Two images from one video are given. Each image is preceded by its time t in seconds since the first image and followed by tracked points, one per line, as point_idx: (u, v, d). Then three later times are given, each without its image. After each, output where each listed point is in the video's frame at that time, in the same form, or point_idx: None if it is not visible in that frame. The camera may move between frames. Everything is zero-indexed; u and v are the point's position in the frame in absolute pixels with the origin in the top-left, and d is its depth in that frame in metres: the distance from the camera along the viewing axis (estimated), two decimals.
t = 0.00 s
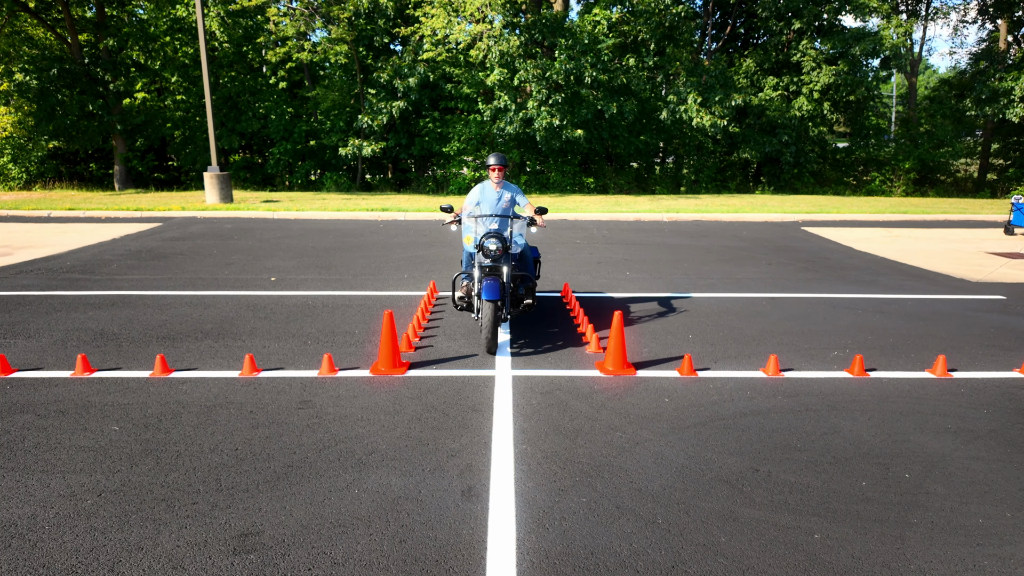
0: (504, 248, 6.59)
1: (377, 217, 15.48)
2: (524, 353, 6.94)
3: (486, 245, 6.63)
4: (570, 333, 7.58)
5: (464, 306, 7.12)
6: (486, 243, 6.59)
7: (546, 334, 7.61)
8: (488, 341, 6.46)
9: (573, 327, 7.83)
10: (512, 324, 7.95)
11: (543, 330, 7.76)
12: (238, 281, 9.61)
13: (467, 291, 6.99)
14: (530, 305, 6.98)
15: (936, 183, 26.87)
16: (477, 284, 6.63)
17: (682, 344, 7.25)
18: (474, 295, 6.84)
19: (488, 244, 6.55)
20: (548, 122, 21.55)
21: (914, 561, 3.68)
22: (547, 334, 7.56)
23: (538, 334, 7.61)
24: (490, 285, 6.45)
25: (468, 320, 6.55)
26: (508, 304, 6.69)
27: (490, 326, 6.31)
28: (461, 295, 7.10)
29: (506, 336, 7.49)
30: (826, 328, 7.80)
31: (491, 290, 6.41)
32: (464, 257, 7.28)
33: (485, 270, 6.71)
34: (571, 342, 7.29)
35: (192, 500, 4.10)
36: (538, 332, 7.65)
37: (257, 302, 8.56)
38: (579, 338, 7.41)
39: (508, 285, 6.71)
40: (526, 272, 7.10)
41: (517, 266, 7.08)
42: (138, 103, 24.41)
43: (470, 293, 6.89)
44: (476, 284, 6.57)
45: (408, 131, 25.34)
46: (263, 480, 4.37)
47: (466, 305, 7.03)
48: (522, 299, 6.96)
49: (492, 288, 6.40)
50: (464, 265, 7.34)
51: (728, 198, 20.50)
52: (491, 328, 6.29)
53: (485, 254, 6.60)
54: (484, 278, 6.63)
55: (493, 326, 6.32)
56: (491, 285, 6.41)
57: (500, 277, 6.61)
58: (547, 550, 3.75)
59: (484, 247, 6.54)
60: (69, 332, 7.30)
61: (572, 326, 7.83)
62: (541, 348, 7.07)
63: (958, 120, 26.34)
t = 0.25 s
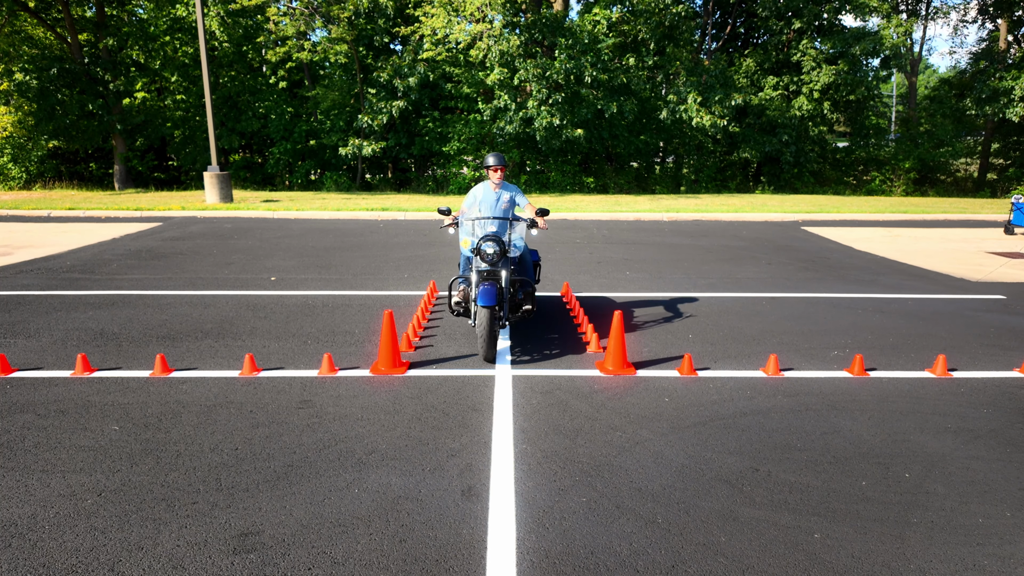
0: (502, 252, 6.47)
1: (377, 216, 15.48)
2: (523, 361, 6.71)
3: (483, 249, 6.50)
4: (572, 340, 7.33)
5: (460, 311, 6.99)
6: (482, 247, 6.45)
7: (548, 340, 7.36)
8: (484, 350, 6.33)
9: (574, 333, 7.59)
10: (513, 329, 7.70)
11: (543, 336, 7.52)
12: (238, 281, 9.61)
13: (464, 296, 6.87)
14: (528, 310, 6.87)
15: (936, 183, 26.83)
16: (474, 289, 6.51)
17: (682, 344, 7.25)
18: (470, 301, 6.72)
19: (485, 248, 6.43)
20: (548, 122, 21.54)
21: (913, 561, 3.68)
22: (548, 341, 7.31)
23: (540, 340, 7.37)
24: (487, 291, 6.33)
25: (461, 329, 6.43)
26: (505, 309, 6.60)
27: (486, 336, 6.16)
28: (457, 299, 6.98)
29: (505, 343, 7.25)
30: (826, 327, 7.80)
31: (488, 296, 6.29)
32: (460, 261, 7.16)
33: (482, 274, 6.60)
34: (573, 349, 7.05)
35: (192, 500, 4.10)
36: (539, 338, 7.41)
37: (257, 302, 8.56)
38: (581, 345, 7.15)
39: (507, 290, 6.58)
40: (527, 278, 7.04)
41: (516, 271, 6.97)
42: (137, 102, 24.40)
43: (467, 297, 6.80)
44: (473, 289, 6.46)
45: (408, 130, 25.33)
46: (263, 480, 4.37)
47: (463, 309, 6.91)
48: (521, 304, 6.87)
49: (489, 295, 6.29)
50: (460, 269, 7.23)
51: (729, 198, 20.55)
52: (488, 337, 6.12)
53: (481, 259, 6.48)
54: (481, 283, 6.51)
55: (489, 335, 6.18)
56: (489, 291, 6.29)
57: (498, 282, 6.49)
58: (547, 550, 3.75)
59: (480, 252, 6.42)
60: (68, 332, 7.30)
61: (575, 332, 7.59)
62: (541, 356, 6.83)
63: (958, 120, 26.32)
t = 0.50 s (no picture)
0: (501, 255, 6.38)
1: (377, 215, 15.48)
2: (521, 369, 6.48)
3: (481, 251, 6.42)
4: (572, 347, 7.10)
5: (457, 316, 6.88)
6: (481, 249, 6.37)
7: (547, 346, 7.13)
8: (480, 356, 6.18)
9: (574, 338, 7.36)
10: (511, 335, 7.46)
11: (542, 337, 7.42)
12: (238, 280, 9.62)
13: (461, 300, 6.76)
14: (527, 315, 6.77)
15: (936, 181, 26.79)
16: (471, 292, 6.40)
17: (682, 343, 7.25)
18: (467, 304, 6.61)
19: (484, 250, 6.34)
20: (548, 120, 21.52)
21: (913, 559, 3.69)
22: (547, 347, 7.08)
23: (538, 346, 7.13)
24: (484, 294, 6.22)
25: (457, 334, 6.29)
26: (502, 313, 6.49)
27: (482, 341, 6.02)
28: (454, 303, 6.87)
29: (503, 349, 7.01)
30: (826, 326, 7.80)
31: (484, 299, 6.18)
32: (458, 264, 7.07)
33: (480, 277, 6.51)
34: (574, 356, 6.82)
35: (192, 499, 4.11)
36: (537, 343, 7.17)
37: (257, 301, 8.56)
38: (582, 352, 6.93)
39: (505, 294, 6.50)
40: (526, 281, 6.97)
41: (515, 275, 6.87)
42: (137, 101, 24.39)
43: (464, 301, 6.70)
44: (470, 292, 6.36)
45: (408, 129, 25.31)
46: (264, 478, 4.38)
47: (460, 314, 6.79)
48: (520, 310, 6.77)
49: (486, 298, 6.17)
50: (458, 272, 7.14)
51: (729, 196, 20.55)
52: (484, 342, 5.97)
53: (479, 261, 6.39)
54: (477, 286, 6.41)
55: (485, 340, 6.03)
56: (486, 295, 6.18)
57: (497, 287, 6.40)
58: (547, 549, 3.75)
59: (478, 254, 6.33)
60: (69, 331, 7.30)
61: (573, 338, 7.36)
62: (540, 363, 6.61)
63: (958, 119, 26.33)
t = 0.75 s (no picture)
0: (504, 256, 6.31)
1: (377, 212, 15.48)
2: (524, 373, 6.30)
3: (483, 252, 6.35)
4: (575, 350, 6.92)
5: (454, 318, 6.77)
6: (482, 250, 6.33)
7: (548, 349, 6.94)
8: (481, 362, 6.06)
9: (575, 339, 7.27)
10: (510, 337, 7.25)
11: (542, 334, 7.40)
12: (238, 277, 9.62)
13: (461, 303, 6.66)
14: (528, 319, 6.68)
15: (936, 179, 26.74)
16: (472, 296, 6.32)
17: (682, 340, 7.25)
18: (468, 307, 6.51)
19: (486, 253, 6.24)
20: (548, 117, 21.50)
21: (912, 556, 3.70)
22: (549, 351, 6.89)
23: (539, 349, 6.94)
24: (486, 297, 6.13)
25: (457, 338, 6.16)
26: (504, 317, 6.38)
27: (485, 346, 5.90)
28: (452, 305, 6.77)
29: (503, 352, 6.81)
30: (825, 323, 7.80)
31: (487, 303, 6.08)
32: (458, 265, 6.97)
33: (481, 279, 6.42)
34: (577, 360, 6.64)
35: (192, 495, 4.11)
36: (538, 347, 6.98)
37: (257, 298, 8.57)
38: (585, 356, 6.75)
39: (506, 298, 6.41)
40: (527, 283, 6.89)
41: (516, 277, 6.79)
42: (137, 98, 24.36)
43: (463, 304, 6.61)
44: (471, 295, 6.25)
45: (408, 126, 25.28)
46: (264, 475, 4.38)
47: (457, 317, 6.71)
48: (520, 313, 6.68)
49: (488, 302, 6.08)
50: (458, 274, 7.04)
51: (729, 193, 20.55)
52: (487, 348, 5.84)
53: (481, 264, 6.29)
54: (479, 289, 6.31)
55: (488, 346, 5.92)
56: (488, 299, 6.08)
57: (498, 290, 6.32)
58: (547, 545, 3.76)
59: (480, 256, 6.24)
60: (68, 328, 7.30)
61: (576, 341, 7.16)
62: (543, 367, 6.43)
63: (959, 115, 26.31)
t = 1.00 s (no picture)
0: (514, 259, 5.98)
1: (377, 208, 15.45)
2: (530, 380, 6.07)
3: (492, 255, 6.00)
4: (582, 354, 6.68)
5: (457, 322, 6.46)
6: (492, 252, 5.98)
7: (555, 355, 6.69)
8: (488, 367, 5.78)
9: (575, 335, 7.27)
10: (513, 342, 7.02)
11: (542, 331, 7.40)
12: (239, 273, 9.62)
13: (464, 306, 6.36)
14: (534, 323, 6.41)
15: (937, 175, 26.71)
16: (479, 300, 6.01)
17: (682, 336, 7.26)
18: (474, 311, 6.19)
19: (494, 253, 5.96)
20: (548, 113, 21.50)
21: (911, 551, 3.70)
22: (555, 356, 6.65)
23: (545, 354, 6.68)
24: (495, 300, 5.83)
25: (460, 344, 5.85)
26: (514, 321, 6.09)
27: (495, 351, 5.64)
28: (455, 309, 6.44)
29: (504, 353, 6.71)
30: (825, 319, 7.81)
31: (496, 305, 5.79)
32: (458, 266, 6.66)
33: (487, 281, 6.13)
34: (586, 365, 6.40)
35: (193, 491, 4.12)
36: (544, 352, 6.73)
37: (257, 294, 8.57)
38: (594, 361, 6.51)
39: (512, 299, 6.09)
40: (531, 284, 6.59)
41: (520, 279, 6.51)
42: (136, 94, 24.34)
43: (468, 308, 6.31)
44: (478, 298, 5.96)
45: (408, 122, 25.26)
46: (264, 471, 4.39)
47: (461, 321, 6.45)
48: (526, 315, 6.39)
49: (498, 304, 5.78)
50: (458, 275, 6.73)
51: (729, 189, 20.55)
52: (496, 354, 5.59)
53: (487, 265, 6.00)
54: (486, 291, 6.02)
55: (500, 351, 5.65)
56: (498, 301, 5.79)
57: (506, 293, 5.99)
58: (547, 541, 3.77)
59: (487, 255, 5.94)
60: (69, 324, 7.31)
61: (583, 345, 6.92)
62: (551, 373, 6.19)
63: (959, 111, 26.29)
